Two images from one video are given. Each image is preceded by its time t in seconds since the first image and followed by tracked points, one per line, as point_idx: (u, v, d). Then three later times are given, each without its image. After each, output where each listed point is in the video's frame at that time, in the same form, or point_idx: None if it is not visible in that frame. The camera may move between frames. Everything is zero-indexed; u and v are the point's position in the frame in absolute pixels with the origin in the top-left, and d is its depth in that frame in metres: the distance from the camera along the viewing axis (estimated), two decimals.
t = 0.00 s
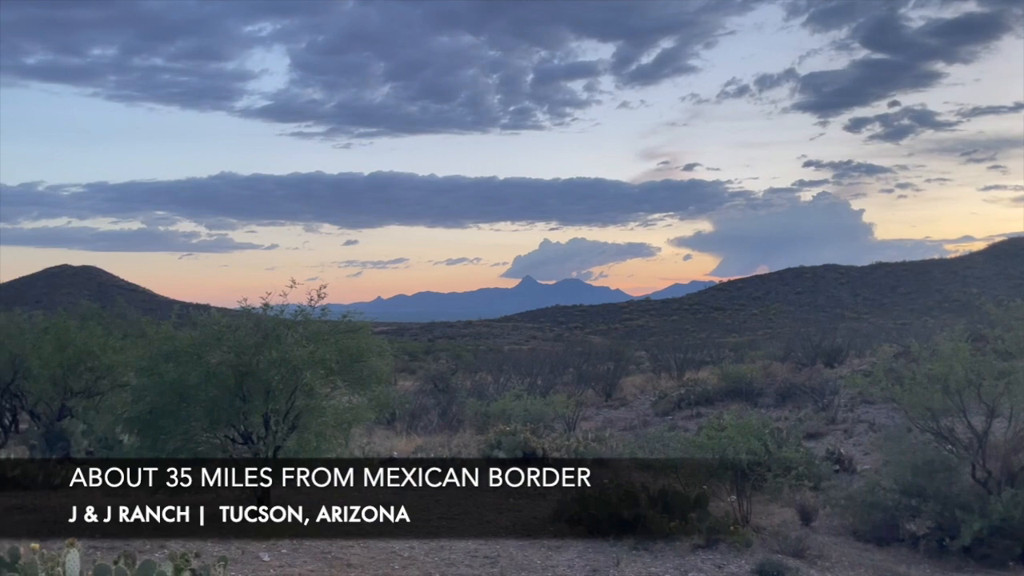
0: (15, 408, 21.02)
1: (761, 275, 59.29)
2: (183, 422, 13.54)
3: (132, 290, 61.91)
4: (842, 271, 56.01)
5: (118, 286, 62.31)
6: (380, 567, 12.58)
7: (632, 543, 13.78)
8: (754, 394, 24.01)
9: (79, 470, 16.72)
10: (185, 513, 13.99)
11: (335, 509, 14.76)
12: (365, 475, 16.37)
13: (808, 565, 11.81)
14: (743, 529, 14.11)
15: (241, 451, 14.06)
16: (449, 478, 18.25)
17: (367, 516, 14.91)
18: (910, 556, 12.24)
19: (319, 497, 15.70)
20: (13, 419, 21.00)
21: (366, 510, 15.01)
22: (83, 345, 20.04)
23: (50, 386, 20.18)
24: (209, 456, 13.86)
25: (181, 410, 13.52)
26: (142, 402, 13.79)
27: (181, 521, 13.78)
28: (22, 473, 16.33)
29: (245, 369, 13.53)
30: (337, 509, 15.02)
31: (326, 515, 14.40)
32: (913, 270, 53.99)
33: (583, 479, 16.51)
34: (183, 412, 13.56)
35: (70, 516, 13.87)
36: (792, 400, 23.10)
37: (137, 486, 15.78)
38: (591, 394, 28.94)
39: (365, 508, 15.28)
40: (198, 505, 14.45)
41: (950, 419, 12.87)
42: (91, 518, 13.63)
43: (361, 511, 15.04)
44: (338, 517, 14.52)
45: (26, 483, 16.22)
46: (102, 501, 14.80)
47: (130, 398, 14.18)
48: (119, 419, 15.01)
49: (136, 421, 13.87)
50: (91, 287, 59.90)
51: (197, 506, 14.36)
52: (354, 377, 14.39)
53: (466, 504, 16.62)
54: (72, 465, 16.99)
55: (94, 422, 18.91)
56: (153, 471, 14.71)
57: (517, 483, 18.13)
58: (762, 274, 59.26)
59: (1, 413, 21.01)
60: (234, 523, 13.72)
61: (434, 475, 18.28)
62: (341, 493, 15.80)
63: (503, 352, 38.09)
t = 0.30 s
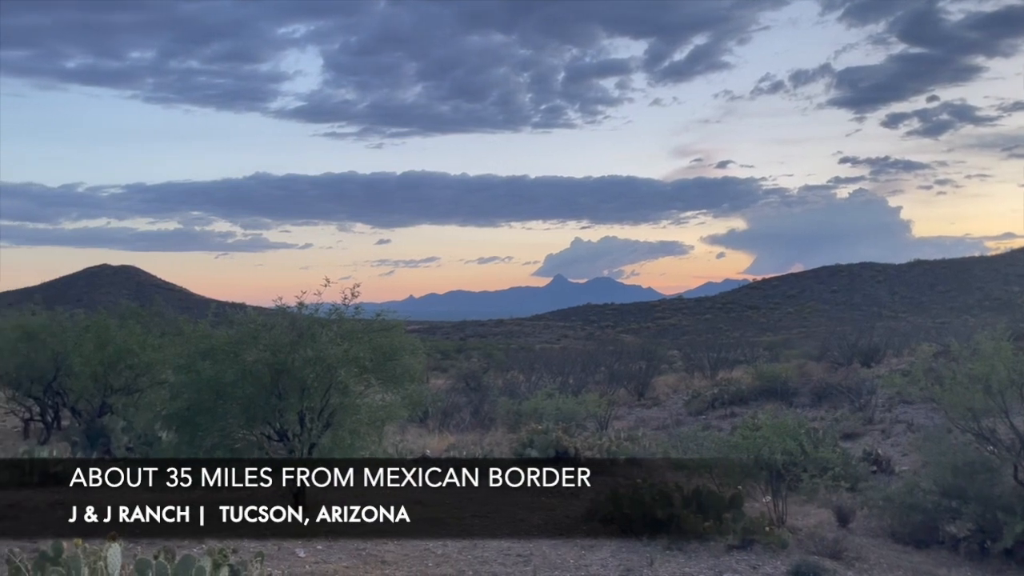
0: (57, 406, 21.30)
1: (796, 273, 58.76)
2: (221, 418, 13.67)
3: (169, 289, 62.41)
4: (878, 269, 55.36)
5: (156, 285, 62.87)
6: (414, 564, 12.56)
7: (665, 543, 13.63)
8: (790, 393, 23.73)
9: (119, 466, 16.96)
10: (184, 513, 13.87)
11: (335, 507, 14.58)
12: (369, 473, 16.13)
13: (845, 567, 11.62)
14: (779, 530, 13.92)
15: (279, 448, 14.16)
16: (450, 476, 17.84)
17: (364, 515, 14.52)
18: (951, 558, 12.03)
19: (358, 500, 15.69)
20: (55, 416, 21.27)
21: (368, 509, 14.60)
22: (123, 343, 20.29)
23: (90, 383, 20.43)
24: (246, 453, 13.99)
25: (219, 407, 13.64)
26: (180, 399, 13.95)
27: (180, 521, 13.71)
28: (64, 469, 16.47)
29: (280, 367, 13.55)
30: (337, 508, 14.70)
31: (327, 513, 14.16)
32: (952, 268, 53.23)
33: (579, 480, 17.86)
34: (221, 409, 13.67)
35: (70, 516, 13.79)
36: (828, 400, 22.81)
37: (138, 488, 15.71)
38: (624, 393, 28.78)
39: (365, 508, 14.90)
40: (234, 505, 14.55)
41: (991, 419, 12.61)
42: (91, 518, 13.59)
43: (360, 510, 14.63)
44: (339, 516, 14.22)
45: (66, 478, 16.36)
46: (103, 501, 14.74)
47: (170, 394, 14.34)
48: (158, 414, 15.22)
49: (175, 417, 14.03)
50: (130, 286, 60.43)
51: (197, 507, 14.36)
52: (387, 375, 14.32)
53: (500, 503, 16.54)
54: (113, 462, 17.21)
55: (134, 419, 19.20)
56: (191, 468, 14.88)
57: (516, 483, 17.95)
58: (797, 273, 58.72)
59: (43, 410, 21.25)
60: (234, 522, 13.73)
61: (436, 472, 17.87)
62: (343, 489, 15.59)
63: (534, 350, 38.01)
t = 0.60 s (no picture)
0: (101, 403, 21.39)
1: (833, 271, 58.14)
2: (259, 416, 13.73)
3: (207, 288, 62.72)
4: (918, 267, 54.64)
5: (193, 284, 63.23)
6: (449, 561, 12.55)
7: (701, 543, 13.48)
8: (827, 392, 23.43)
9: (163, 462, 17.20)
10: (184, 513, 13.68)
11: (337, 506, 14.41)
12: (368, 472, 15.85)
13: (885, 569, 11.41)
14: (816, 530, 13.72)
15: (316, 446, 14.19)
16: (449, 476, 17.49)
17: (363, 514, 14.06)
18: (994, 561, 11.79)
19: (393, 500, 15.64)
20: (99, 412, 21.35)
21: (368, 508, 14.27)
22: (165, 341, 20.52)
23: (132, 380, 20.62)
24: (284, 449, 14.09)
25: (257, 405, 13.70)
26: (220, 396, 14.07)
27: (181, 521, 13.51)
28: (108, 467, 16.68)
29: (317, 365, 13.58)
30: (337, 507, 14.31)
31: (327, 513, 13.98)
32: (993, 266, 52.41)
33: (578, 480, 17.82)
34: (260, 406, 13.73)
35: (70, 516, 13.56)
36: (866, 400, 22.50)
37: (137, 487, 15.49)
38: (658, 392, 28.58)
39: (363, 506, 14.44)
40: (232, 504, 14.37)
41: None
42: (92, 517, 13.38)
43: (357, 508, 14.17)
44: (340, 515, 14.01)
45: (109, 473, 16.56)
46: (101, 500, 14.51)
47: (210, 392, 14.43)
48: (198, 411, 15.35)
49: (215, 415, 14.12)
50: (168, 285, 60.82)
51: (196, 506, 14.19)
52: (422, 373, 14.28)
53: (534, 501, 16.49)
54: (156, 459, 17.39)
55: (174, 415, 19.37)
56: (217, 469, 15.16)
57: (517, 483, 17.57)
58: (834, 271, 58.11)
59: (87, 407, 21.33)
60: (234, 523, 13.55)
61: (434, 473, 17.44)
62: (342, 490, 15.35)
63: (567, 349, 37.86)
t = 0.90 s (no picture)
0: (144, 399, 21.39)
1: (873, 269, 57.42)
2: (299, 413, 13.72)
3: (244, 287, 62.99)
4: (960, 266, 53.81)
5: (231, 283, 63.54)
6: (486, 559, 12.47)
7: (741, 543, 13.25)
8: (868, 392, 23.07)
9: (206, 460, 17.26)
10: (185, 513, 13.41)
11: (337, 506, 14.12)
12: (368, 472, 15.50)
13: (931, 572, 11.14)
14: (859, 531, 13.44)
15: (355, 443, 14.15)
16: (449, 475, 16.87)
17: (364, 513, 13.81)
18: None
19: (429, 499, 15.59)
20: (143, 409, 21.30)
21: (368, 508, 13.94)
22: (208, 338, 20.60)
23: (175, 377, 20.69)
24: (324, 446, 14.08)
25: (298, 402, 13.70)
26: (260, 394, 14.06)
27: (180, 521, 13.21)
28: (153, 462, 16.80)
29: (355, 363, 13.55)
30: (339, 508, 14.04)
31: (327, 513, 13.72)
32: None
33: (583, 478, 17.47)
34: (300, 403, 13.73)
35: (70, 516, 13.33)
36: (909, 400, 22.12)
37: (139, 487, 15.30)
38: (695, 392, 28.32)
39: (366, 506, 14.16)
40: (234, 505, 14.13)
41: None
42: (91, 518, 13.11)
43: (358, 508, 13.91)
44: (339, 516, 13.75)
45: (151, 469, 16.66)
46: (100, 500, 14.30)
47: (250, 390, 14.45)
48: (239, 409, 15.38)
49: (255, 412, 14.13)
50: (207, 284, 61.26)
51: (196, 506, 13.98)
52: (459, 372, 14.18)
53: (570, 500, 16.34)
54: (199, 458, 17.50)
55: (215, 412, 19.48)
56: (217, 470, 15.37)
57: (517, 482, 17.16)
58: (874, 269, 57.38)
59: (131, 403, 21.35)
60: (234, 523, 13.31)
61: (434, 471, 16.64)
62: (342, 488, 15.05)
63: (603, 348, 37.64)
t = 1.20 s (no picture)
0: (187, 396, 21.61)
1: (914, 267, 56.61)
2: (338, 410, 13.69)
3: (282, 286, 63.28)
4: (1005, 263, 52.89)
5: (269, 281, 63.86)
6: (524, 557, 12.38)
7: (781, 544, 13.02)
8: (911, 391, 22.68)
9: (248, 458, 17.35)
10: (184, 512, 13.20)
11: (336, 507, 13.96)
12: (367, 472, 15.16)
13: None
14: (903, 533, 13.16)
15: (393, 440, 14.09)
16: (449, 476, 16.22)
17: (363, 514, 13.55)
18: None
19: (466, 496, 15.53)
20: (186, 406, 21.52)
21: (368, 508, 13.72)
22: (248, 336, 20.64)
23: (216, 374, 20.77)
24: (362, 443, 14.06)
25: (336, 399, 13.67)
26: (299, 391, 14.04)
27: (179, 520, 12.83)
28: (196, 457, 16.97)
29: (393, 360, 13.49)
30: (339, 510, 13.78)
31: (327, 513, 13.61)
32: None
33: (586, 479, 17.09)
34: (338, 400, 13.70)
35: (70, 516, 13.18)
36: (953, 400, 21.70)
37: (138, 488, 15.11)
38: (733, 391, 28.02)
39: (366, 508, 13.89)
40: (234, 505, 13.93)
41: None
42: (92, 518, 12.89)
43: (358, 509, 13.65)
44: (339, 515, 13.58)
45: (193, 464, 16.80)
46: (100, 500, 14.14)
47: (289, 387, 14.44)
48: (278, 406, 15.38)
49: (294, 409, 14.11)
50: (246, 283, 61.63)
51: (197, 506, 13.83)
52: (496, 370, 14.07)
53: (607, 499, 16.19)
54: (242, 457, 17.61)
55: (256, 409, 19.60)
56: (217, 471, 15.24)
57: (516, 482, 16.70)
58: (915, 267, 56.57)
59: (174, 400, 21.42)
60: (234, 522, 13.10)
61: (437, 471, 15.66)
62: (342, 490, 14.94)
63: (640, 346, 37.38)
